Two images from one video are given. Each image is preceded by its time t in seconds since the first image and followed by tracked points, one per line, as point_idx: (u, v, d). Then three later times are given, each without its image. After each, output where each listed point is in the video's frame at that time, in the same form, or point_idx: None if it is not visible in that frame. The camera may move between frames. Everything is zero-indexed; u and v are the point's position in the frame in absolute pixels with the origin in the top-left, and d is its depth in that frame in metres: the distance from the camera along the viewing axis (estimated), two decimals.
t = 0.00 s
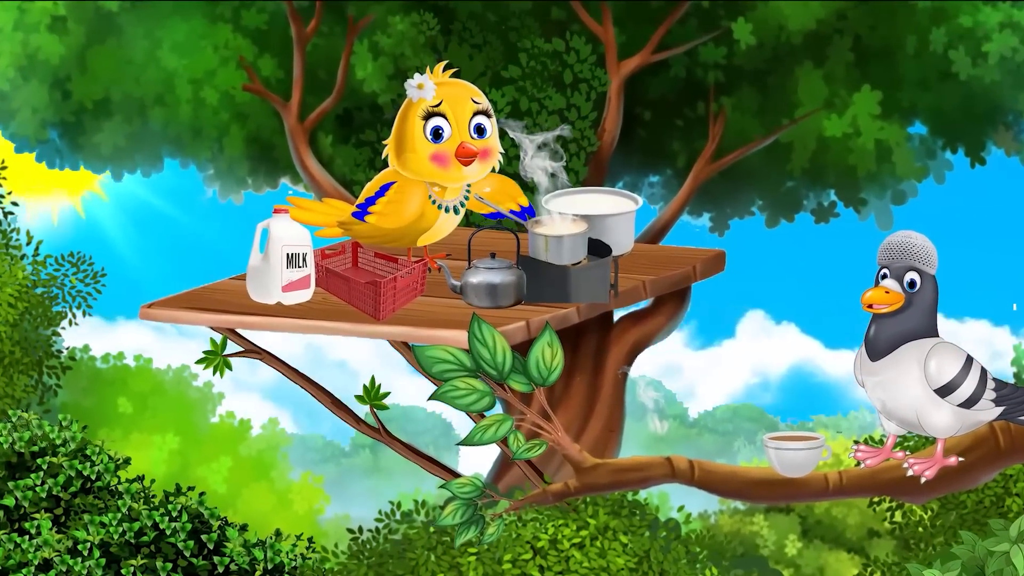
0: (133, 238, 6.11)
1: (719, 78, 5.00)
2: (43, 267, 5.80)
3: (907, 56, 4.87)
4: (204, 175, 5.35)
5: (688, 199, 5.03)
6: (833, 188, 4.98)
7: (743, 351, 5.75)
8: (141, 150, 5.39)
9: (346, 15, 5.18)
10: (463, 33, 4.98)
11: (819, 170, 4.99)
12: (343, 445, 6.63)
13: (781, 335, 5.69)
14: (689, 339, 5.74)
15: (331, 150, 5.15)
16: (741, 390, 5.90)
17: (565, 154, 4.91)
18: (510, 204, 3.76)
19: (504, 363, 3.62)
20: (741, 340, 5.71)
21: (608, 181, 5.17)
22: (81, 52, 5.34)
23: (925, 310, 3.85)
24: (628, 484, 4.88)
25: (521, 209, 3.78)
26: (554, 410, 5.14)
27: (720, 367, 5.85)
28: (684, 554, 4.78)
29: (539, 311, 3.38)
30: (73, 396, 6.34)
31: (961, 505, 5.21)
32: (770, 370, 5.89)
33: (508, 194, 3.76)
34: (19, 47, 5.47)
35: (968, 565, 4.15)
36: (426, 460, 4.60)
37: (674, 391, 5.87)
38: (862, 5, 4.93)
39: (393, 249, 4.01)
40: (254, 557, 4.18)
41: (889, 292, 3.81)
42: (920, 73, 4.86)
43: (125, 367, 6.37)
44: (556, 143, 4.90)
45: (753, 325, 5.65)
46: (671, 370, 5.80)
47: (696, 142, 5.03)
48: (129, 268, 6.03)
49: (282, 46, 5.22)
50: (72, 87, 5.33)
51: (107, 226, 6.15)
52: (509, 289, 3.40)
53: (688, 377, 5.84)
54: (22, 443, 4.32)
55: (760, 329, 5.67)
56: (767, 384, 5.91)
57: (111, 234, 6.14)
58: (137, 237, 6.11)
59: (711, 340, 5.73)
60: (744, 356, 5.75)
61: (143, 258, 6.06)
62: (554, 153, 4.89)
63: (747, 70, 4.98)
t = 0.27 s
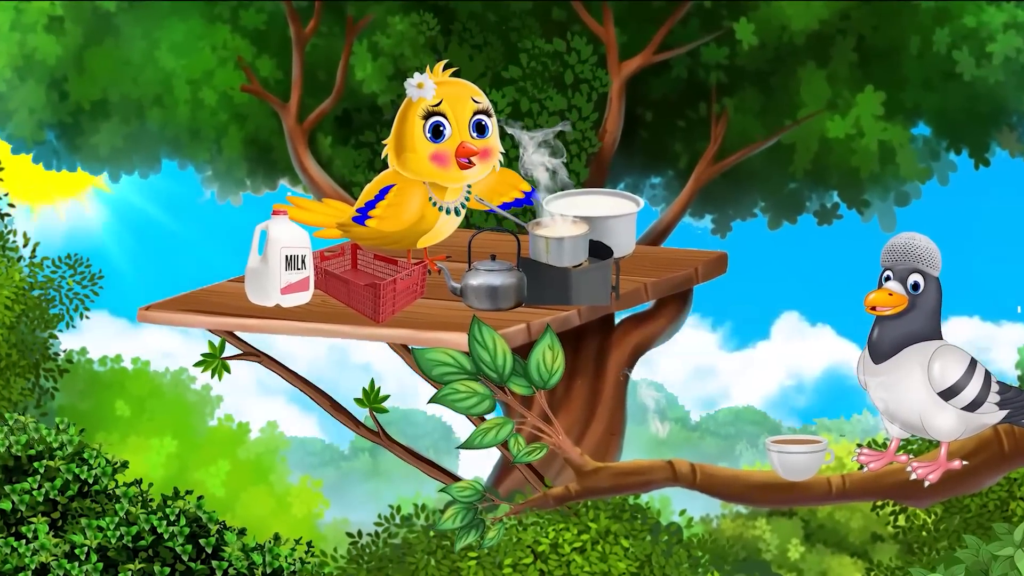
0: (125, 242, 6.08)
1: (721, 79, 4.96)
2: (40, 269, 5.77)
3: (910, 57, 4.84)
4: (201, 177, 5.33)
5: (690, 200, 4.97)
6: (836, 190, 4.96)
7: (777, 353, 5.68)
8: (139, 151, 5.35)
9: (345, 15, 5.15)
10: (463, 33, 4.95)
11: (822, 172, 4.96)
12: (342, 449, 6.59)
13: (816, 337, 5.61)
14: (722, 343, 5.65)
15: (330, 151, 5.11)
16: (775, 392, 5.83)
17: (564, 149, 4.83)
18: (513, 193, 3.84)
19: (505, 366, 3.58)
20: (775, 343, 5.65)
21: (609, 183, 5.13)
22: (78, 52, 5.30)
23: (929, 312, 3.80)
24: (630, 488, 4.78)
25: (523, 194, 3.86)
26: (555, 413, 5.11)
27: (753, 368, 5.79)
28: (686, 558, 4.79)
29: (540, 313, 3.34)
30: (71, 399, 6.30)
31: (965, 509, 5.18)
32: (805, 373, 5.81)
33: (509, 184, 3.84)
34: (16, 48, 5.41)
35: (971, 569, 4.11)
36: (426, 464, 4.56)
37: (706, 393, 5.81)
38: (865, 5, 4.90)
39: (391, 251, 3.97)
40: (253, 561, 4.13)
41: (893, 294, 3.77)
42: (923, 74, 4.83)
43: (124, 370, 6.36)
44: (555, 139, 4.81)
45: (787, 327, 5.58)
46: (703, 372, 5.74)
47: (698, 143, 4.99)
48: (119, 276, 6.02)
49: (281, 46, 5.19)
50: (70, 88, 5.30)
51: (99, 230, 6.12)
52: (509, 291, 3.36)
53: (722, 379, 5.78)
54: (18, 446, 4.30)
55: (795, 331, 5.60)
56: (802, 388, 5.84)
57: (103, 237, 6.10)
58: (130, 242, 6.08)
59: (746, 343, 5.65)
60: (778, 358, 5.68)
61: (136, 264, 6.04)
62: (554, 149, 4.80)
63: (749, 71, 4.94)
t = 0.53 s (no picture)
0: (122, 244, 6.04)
1: (723, 79, 4.93)
2: (37, 271, 5.76)
3: (914, 57, 4.80)
4: (201, 178, 5.27)
5: (692, 201, 4.92)
6: (839, 192, 4.92)
7: (812, 354, 5.59)
8: (136, 153, 5.34)
9: (344, 15, 5.10)
10: (463, 34, 4.92)
11: (824, 173, 4.91)
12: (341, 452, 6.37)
13: (853, 339, 5.53)
14: (757, 344, 5.60)
15: (329, 151, 5.05)
16: (811, 395, 5.71)
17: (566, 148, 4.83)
18: (512, 189, 3.80)
19: (506, 368, 3.55)
20: (812, 345, 5.58)
21: (611, 184, 5.09)
22: (75, 53, 5.29)
23: (933, 315, 3.76)
24: (631, 492, 4.75)
25: (523, 189, 3.82)
26: (556, 416, 5.06)
27: (788, 369, 5.67)
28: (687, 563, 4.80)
29: (541, 316, 3.31)
30: (68, 402, 6.31)
31: (969, 513, 5.13)
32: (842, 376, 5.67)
33: (509, 180, 3.80)
34: (13, 48, 5.40)
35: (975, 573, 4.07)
36: (425, 467, 4.53)
37: (740, 397, 5.74)
38: (868, 5, 4.87)
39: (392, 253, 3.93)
40: (252, 566, 4.09)
41: (896, 296, 3.74)
42: (927, 75, 4.79)
43: (121, 373, 6.31)
44: (556, 138, 4.83)
45: (823, 328, 5.52)
46: (739, 374, 5.67)
47: (700, 144, 4.95)
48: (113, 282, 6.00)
49: (279, 46, 5.14)
50: (67, 89, 5.29)
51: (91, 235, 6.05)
52: (510, 293, 3.32)
53: (756, 382, 5.71)
54: (15, 450, 4.27)
55: (831, 333, 5.54)
56: (838, 390, 5.68)
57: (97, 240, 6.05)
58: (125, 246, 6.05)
59: (781, 344, 5.60)
60: (813, 360, 5.59)
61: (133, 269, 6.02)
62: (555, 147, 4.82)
63: (751, 71, 4.91)
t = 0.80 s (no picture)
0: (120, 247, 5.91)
1: (726, 80, 4.89)
2: (34, 273, 5.88)
3: (918, 58, 4.77)
4: (199, 179, 5.24)
5: (695, 201, 4.91)
6: (842, 193, 4.87)
7: (844, 356, 5.45)
8: (134, 154, 5.28)
9: (344, 15, 5.05)
10: (463, 34, 4.89)
11: (827, 175, 4.86)
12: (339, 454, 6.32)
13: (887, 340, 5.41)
14: (789, 346, 5.47)
15: (328, 153, 5.01)
16: (844, 398, 5.55)
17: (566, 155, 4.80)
18: (512, 208, 3.78)
19: (506, 371, 3.51)
20: (844, 346, 5.45)
21: (612, 186, 5.05)
22: (73, 54, 5.26)
23: (937, 318, 3.72)
24: (631, 496, 4.69)
25: (522, 213, 3.80)
26: (557, 419, 5.02)
27: (820, 371, 5.53)
28: (689, 567, 4.77)
29: (541, 318, 3.26)
30: (65, 405, 6.28)
31: (973, 517, 5.09)
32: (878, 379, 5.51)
33: (509, 199, 3.78)
34: (9, 49, 5.35)
35: None
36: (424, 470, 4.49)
37: (772, 400, 5.59)
38: (872, 5, 4.83)
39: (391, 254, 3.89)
40: (250, 570, 4.06)
41: (900, 299, 3.69)
42: (931, 76, 4.76)
43: (118, 375, 6.23)
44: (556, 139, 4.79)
45: (856, 329, 5.40)
46: (769, 376, 5.55)
47: (702, 145, 4.92)
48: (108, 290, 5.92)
49: (278, 47, 5.10)
50: (64, 90, 5.26)
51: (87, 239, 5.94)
52: (510, 295, 3.29)
53: (787, 383, 5.57)
54: (11, 453, 4.21)
55: (864, 334, 5.42)
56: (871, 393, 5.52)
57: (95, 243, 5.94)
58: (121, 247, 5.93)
59: (813, 345, 5.47)
60: (846, 361, 5.45)
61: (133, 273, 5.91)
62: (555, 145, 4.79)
63: (753, 72, 4.88)
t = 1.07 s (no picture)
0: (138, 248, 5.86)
1: (728, 80, 4.86)
2: (31, 275, 5.87)
3: (921, 58, 4.74)
4: (196, 181, 5.21)
5: (696, 204, 4.87)
6: (845, 195, 4.83)
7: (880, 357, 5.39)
8: (131, 155, 5.26)
9: (343, 15, 5.03)
10: (463, 34, 4.86)
11: (830, 176, 4.82)
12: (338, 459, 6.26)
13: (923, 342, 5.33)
14: (823, 346, 5.42)
15: (327, 154, 4.98)
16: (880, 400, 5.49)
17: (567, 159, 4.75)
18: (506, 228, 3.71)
19: (507, 374, 3.48)
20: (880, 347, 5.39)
21: (614, 187, 5.01)
22: (70, 54, 5.22)
23: (941, 320, 3.69)
24: (632, 500, 4.63)
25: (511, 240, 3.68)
26: (558, 422, 4.99)
27: (856, 373, 5.47)
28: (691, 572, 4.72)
29: (541, 320, 3.23)
30: (61, 408, 6.28)
31: (977, 520, 5.05)
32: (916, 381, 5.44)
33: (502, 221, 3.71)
34: (7, 49, 5.32)
35: None
36: (423, 473, 4.45)
37: (807, 401, 5.54)
38: (875, 5, 4.79)
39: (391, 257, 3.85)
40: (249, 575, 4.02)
41: (903, 300, 3.65)
42: (934, 76, 4.73)
43: (115, 378, 6.16)
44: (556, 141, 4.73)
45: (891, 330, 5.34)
46: (804, 377, 5.49)
47: (703, 146, 4.89)
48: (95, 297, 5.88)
49: (276, 47, 5.07)
50: (61, 90, 5.22)
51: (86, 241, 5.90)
52: (510, 298, 3.25)
53: (823, 385, 5.51)
54: (7, 457, 4.17)
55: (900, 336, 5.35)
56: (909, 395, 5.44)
57: (111, 246, 5.88)
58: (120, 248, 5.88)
59: (849, 347, 5.41)
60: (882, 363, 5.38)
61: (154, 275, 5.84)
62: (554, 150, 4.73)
63: (755, 72, 4.84)
